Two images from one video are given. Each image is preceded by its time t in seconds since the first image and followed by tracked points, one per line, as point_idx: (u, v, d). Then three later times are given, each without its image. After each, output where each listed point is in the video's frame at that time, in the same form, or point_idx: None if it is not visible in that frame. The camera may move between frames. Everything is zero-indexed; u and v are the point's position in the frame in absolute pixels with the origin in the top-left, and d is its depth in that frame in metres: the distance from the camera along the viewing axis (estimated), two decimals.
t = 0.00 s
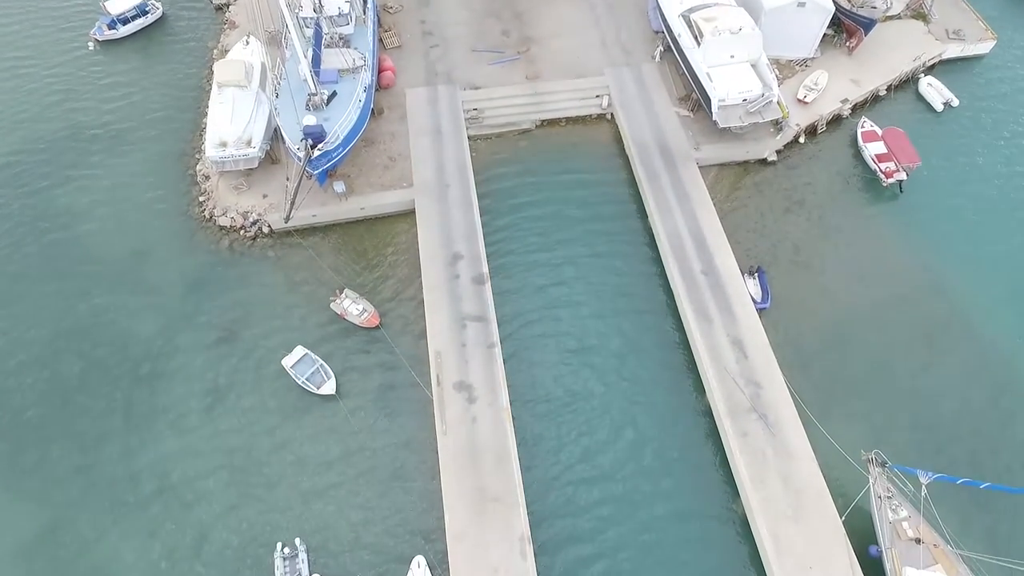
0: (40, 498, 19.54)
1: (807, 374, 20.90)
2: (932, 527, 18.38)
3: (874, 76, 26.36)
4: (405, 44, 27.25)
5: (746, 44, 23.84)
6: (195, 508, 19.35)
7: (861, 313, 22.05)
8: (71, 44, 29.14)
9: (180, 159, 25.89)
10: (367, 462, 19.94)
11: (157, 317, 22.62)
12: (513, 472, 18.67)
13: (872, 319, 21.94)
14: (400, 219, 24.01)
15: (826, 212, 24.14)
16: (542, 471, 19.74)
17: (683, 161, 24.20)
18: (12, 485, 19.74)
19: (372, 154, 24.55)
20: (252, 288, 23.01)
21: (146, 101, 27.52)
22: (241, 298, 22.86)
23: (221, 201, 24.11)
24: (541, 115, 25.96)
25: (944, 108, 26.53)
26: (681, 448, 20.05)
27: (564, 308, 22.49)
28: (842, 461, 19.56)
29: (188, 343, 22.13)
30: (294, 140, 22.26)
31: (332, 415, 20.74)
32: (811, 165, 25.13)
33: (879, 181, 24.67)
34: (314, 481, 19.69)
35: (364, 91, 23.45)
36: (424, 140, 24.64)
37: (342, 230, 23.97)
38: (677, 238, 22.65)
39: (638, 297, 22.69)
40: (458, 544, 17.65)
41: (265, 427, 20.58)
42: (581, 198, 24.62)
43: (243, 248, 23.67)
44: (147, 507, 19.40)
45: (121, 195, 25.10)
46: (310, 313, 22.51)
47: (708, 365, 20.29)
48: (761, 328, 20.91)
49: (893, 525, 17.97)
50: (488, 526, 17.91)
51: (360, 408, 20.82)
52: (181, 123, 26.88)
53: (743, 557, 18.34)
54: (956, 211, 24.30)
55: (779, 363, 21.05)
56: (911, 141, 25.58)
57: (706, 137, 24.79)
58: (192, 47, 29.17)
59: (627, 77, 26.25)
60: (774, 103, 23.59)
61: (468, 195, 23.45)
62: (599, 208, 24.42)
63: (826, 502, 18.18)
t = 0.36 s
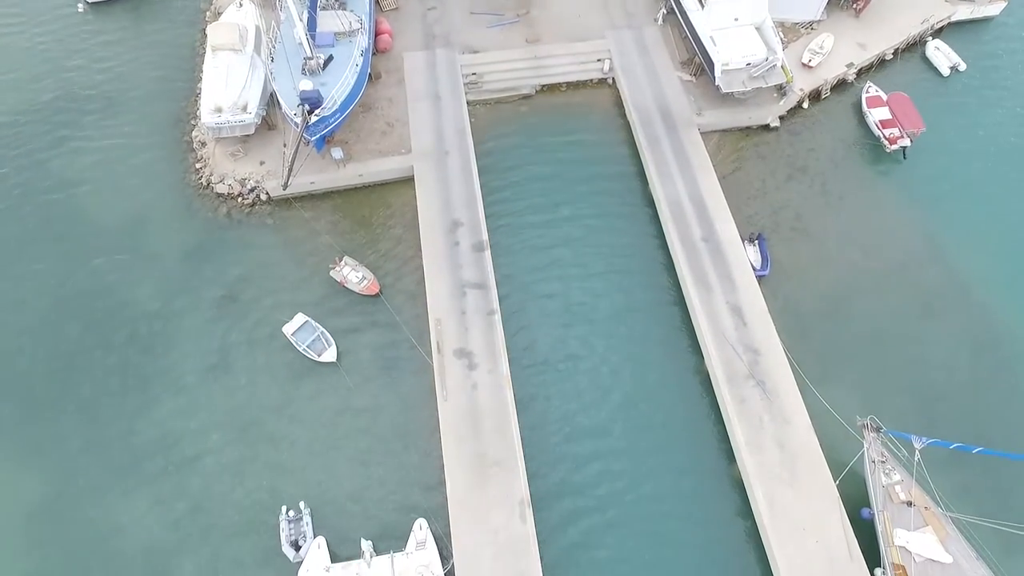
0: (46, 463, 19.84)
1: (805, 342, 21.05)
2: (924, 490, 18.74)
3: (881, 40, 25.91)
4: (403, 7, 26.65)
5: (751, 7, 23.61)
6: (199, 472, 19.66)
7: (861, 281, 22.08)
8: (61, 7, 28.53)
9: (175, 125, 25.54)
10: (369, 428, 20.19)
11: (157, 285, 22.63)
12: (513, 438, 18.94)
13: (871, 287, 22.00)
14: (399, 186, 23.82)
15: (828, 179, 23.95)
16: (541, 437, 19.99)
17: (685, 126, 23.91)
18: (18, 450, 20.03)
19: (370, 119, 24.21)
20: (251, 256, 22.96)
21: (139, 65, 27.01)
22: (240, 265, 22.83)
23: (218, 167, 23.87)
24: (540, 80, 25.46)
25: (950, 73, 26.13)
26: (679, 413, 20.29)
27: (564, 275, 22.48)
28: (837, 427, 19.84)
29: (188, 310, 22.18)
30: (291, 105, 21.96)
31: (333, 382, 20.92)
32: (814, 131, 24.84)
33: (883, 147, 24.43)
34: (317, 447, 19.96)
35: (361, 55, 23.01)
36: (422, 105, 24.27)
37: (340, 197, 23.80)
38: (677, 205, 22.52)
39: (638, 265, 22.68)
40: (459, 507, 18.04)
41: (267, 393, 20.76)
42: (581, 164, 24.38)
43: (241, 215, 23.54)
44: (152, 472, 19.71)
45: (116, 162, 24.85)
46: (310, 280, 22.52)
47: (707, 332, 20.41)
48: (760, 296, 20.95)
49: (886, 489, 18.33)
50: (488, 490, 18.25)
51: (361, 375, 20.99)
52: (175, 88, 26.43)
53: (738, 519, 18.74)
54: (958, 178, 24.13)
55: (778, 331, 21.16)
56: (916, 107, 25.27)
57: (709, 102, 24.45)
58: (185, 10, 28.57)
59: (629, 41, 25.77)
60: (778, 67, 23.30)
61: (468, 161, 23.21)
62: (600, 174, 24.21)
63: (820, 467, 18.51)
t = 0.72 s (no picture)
0: (52, 432, 20.08)
1: (804, 312, 21.11)
2: (918, 458, 19.02)
3: (887, 7, 25.54)
4: None
5: None
6: (203, 441, 19.90)
7: (862, 251, 22.05)
8: None
9: (170, 93, 25.18)
10: (371, 397, 20.37)
11: (157, 255, 22.60)
12: (513, 408, 19.13)
13: (872, 257, 21.97)
14: (397, 155, 23.60)
15: (831, 148, 23.72)
16: (541, 406, 20.17)
17: (687, 95, 23.60)
18: (23, 418, 20.25)
19: (368, 88, 23.89)
20: (250, 227, 22.86)
21: (133, 31, 26.56)
22: (239, 235, 22.75)
23: (215, 137, 23.63)
24: (540, 48, 25.08)
25: (958, 40, 25.73)
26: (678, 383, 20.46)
27: (564, 246, 22.42)
28: (834, 396, 20.01)
29: (188, 281, 22.18)
30: (287, 74, 21.66)
31: (334, 352, 21.01)
32: (817, 100, 24.52)
33: (887, 116, 24.17)
34: (319, 416, 20.15)
35: (358, 21, 22.59)
36: (420, 73, 23.92)
37: (338, 167, 23.61)
38: (679, 175, 22.36)
39: (638, 235, 22.61)
40: (460, 476, 18.30)
41: (269, 364, 20.89)
42: (582, 134, 24.14)
43: (239, 185, 23.36)
44: (157, 440, 19.95)
45: (112, 130, 24.59)
46: (309, 251, 22.46)
47: (706, 303, 20.46)
48: (760, 267, 20.93)
49: (881, 457, 18.60)
50: (489, 458, 18.50)
51: (361, 345, 21.09)
52: (169, 55, 26.01)
53: (735, 486, 19.06)
54: (963, 148, 23.91)
55: (777, 301, 21.21)
56: (922, 74, 24.93)
57: (711, 70, 24.09)
58: None
59: (631, 7, 25.35)
60: (783, 35, 23.17)
61: (467, 130, 22.96)
62: (600, 144, 23.99)
63: (817, 435, 18.73)
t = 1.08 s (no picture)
0: (55, 399, 20.24)
1: (804, 280, 21.12)
2: (913, 423, 19.27)
3: None
4: None
5: None
6: (206, 407, 20.10)
7: (863, 218, 21.94)
8: None
9: (163, 57, 24.68)
10: (371, 365, 20.52)
11: (155, 223, 22.48)
12: (513, 375, 19.27)
13: (873, 224, 21.88)
14: (396, 121, 23.31)
15: (835, 114, 23.41)
16: (541, 373, 20.31)
17: (690, 58, 23.19)
18: (27, 385, 20.40)
19: (364, 51, 23.46)
20: (248, 194, 22.68)
21: None
22: (237, 202, 22.58)
23: (210, 102, 23.23)
24: (540, 10, 24.53)
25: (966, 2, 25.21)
26: (676, 351, 20.58)
27: (565, 213, 22.28)
28: (832, 362, 20.17)
29: (187, 249, 22.11)
30: (282, 36, 21.21)
31: (334, 320, 21.07)
32: (822, 64, 24.09)
33: (892, 81, 23.81)
34: (320, 383, 20.34)
35: None
36: (418, 36, 23.46)
37: (336, 132, 23.32)
38: (680, 141, 22.11)
39: (638, 202, 22.46)
40: (461, 442, 18.55)
41: (270, 331, 20.97)
42: (583, 99, 23.78)
43: (236, 152, 23.09)
44: (160, 407, 20.14)
45: (106, 95, 24.21)
46: (308, 218, 22.32)
47: (706, 271, 20.45)
48: (761, 234, 20.85)
49: (876, 423, 18.83)
50: (489, 425, 18.71)
51: (361, 313, 21.14)
52: (161, 16, 25.45)
53: (731, 451, 19.35)
54: (968, 113, 23.61)
55: (777, 269, 21.21)
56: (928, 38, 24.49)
57: (715, 33, 23.63)
58: None
59: None
60: None
61: (466, 95, 22.61)
62: (601, 109, 23.65)
63: (813, 402, 18.93)
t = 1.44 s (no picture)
0: (58, 368, 20.38)
1: (804, 248, 21.07)
2: (908, 390, 19.47)
3: None
4: None
5: None
6: (209, 375, 20.24)
7: (865, 186, 21.78)
8: None
9: (154, 20, 24.16)
10: (371, 333, 20.60)
11: (151, 190, 22.31)
12: (512, 342, 19.37)
13: (875, 192, 21.72)
14: (393, 87, 22.98)
15: (840, 79, 23.04)
16: (540, 341, 20.40)
17: (692, 23, 22.82)
18: (30, 352, 20.54)
19: (361, 15, 23.03)
20: (244, 161, 22.44)
21: None
22: (234, 169, 22.38)
23: (204, 67, 22.86)
24: None
25: None
26: (675, 319, 20.67)
27: (564, 180, 22.12)
28: (830, 330, 20.26)
29: (184, 216, 21.99)
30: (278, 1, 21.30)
31: (333, 288, 21.06)
32: (828, 27, 23.64)
33: (899, 45, 23.40)
34: (321, 352, 20.44)
35: None
36: None
37: (332, 98, 23.00)
38: (681, 106, 21.84)
39: (639, 170, 22.28)
40: (460, 408, 18.75)
41: (269, 300, 20.99)
42: (583, 64, 23.40)
43: (231, 118, 22.78)
44: (162, 374, 20.29)
45: (98, 60, 23.78)
46: (305, 185, 22.14)
47: (706, 238, 20.40)
48: (761, 201, 20.74)
49: (872, 390, 19.01)
50: (488, 392, 18.88)
51: (361, 281, 21.14)
52: None
53: (728, 418, 19.59)
54: (974, 78, 23.25)
55: (778, 236, 21.13)
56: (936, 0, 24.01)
57: None
58: None
59: None
60: None
61: (464, 59, 22.25)
62: (602, 75, 23.31)
63: (810, 368, 19.07)
